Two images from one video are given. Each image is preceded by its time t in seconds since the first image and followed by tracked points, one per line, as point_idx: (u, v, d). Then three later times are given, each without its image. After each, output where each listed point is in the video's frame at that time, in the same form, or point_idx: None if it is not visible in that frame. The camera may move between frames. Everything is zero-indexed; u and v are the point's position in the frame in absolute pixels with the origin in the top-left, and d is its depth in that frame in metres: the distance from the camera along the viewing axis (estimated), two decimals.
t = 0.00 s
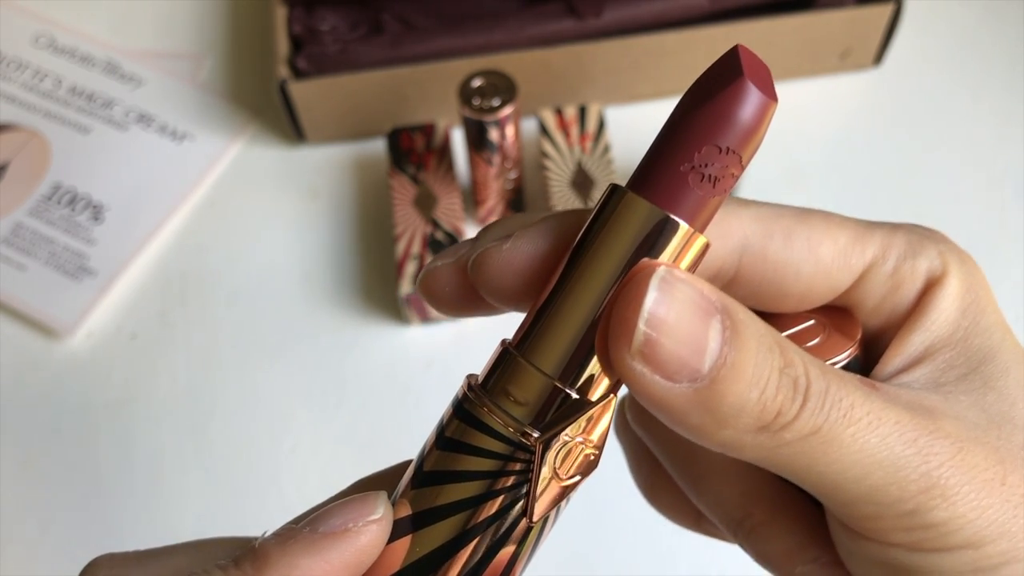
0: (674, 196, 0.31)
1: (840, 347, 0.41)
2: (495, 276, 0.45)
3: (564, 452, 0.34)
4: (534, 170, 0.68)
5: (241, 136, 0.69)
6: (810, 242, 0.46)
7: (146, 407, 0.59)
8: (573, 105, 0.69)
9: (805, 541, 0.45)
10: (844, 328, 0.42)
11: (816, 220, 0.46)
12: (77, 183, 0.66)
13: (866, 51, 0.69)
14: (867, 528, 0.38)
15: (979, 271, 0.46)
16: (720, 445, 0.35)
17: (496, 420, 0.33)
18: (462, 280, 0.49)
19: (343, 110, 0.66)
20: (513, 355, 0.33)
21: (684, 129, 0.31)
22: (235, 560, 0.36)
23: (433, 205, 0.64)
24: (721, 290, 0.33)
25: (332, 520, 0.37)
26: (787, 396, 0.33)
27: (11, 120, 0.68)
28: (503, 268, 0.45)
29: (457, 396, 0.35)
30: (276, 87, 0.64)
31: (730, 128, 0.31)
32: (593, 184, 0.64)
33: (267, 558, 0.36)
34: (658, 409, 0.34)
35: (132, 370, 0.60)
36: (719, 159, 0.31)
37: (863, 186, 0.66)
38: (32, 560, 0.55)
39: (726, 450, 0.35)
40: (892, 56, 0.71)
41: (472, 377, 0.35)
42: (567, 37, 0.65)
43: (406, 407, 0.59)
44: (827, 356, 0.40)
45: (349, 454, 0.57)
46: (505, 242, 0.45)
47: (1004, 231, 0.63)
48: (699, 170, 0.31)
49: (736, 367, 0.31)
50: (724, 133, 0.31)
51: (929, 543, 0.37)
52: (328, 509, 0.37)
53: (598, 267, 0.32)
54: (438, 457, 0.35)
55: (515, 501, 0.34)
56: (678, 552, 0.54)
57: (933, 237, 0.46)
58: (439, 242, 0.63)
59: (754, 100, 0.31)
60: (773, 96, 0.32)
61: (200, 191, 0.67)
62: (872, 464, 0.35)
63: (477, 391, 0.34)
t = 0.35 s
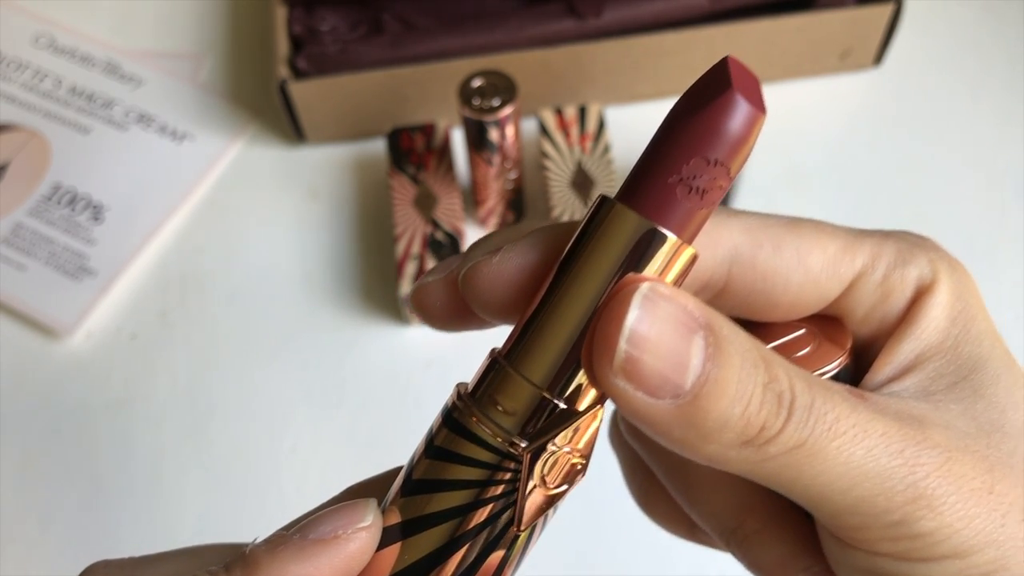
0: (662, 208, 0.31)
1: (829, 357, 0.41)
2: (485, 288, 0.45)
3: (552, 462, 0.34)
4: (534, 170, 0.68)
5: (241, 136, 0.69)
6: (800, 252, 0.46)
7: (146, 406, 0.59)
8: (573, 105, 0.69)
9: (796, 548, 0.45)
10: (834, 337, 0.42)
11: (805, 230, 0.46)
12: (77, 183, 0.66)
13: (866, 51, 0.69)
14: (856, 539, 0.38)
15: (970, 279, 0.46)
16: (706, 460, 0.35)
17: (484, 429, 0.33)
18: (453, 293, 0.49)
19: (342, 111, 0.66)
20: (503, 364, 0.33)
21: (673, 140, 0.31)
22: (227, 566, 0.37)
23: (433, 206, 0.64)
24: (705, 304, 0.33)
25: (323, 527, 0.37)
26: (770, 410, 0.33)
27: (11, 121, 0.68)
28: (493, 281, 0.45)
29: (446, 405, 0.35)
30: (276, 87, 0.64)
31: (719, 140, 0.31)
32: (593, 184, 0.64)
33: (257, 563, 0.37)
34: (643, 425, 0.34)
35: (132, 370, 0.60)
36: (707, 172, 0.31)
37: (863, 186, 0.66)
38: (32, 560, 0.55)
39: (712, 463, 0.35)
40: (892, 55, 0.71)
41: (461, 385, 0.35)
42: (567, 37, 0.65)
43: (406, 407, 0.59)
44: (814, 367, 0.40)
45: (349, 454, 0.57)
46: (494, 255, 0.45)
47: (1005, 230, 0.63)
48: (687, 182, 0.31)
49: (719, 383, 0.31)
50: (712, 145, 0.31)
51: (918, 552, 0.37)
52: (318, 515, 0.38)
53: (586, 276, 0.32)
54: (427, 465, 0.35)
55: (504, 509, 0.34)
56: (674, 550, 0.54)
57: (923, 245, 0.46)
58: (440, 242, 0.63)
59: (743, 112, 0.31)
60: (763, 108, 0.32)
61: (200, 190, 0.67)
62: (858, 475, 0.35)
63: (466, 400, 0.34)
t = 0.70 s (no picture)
0: (651, 213, 0.31)
1: (819, 358, 0.41)
2: (473, 294, 0.45)
3: (542, 462, 0.34)
4: (534, 170, 0.68)
5: (242, 136, 0.69)
6: (787, 254, 0.46)
7: (146, 407, 0.59)
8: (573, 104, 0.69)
9: (791, 548, 0.46)
10: (823, 337, 0.42)
11: (792, 232, 0.46)
12: (77, 183, 0.66)
13: (866, 51, 0.69)
14: (846, 536, 0.38)
15: (958, 279, 0.46)
16: (695, 460, 0.35)
17: (474, 430, 0.33)
18: (442, 299, 0.49)
19: (342, 110, 0.66)
20: (492, 367, 0.33)
21: (661, 145, 0.32)
22: (219, 567, 0.37)
23: (433, 206, 0.64)
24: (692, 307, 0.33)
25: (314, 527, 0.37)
26: (759, 413, 0.33)
27: (11, 121, 0.68)
28: (481, 285, 0.45)
29: (437, 406, 0.35)
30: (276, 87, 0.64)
31: (706, 145, 0.31)
32: (593, 184, 0.65)
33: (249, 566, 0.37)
34: (632, 427, 0.34)
35: (132, 370, 0.60)
36: (695, 177, 0.31)
37: (863, 186, 0.66)
38: (32, 560, 0.55)
39: (702, 464, 0.35)
40: (892, 56, 0.71)
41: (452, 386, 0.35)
42: (568, 37, 0.65)
43: (406, 407, 0.59)
44: (803, 368, 0.40)
45: (348, 454, 0.57)
46: (482, 262, 0.45)
47: (1005, 230, 0.63)
48: (675, 186, 0.31)
49: (707, 386, 0.31)
50: (700, 149, 0.31)
51: (909, 550, 0.37)
52: (311, 516, 0.38)
53: (578, 276, 0.32)
54: (417, 466, 0.35)
55: (495, 508, 0.34)
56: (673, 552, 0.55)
57: (910, 245, 0.46)
58: (440, 242, 0.63)
59: (731, 117, 0.31)
60: (749, 113, 0.32)
61: (201, 191, 0.67)
62: (846, 475, 0.35)
63: (455, 401, 0.34)
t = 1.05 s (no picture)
0: (665, 200, 0.31)
1: (833, 347, 0.41)
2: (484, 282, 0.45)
3: (555, 455, 0.34)
4: (534, 170, 0.68)
5: (241, 136, 0.69)
6: (801, 243, 0.46)
7: (146, 406, 0.59)
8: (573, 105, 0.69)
9: (803, 537, 0.46)
10: (835, 329, 0.43)
11: (807, 220, 0.46)
12: (77, 183, 0.66)
13: (866, 51, 0.69)
14: (868, 529, 0.38)
15: (971, 270, 0.46)
16: (713, 448, 0.35)
17: (486, 424, 0.33)
18: (455, 284, 0.49)
19: (343, 110, 0.66)
20: (505, 359, 0.33)
21: (675, 132, 0.32)
22: (227, 563, 0.37)
23: (433, 205, 0.64)
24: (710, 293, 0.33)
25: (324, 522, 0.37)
26: (777, 398, 0.33)
27: (11, 120, 0.68)
28: (493, 274, 0.45)
29: (449, 400, 0.35)
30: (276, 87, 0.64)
31: (722, 130, 0.31)
32: (593, 184, 0.64)
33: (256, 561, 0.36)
34: (650, 414, 0.34)
35: (133, 370, 0.60)
36: (710, 162, 0.31)
37: (863, 185, 0.66)
38: (33, 560, 0.55)
39: (719, 452, 0.35)
40: (893, 56, 0.71)
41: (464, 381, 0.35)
42: (568, 37, 0.65)
43: (408, 407, 0.59)
44: (820, 356, 0.40)
45: (349, 454, 0.57)
46: (495, 249, 0.45)
47: (1005, 230, 0.63)
48: (689, 173, 0.31)
49: (726, 369, 0.32)
50: (714, 136, 0.31)
51: (926, 541, 0.37)
52: (320, 511, 0.38)
53: (591, 265, 0.32)
54: (429, 459, 0.35)
55: (507, 502, 0.34)
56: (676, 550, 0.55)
57: (924, 236, 0.46)
58: (440, 241, 0.63)
59: (746, 103, 0.32)
60: (765, 100, 0.32)
61: (200, 190, 0.67)
62: (864, 464, 0.35)
63: (467, 395, 0.34)
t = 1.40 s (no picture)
0: (650, 216, 0.31)
1: (813, 366, 0.41)
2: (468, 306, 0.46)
3: (540, 463, 0.34)
4: (534, 170, 0.68)
5: (242, 136, 0.69)
6: (780, 262, 0.46)
7: (146, 406, 0.59)
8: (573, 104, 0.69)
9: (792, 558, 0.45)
10: (817, 347, 0.42)
11: (783, 239, 0.46)
12: (77, 183, 0.66)
13: (867, 52, 0.69)
14: (858, 547, 0.38)
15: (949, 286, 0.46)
16: (695, 472, 0.35)
17: (473, 431, 0.33)
18: (438, 313, 0.49)
19: (342, 110, 0.66)
20: (492, 367, 0.33)
21: (661, 147, 0.32)
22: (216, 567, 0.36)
23: (433, 206, 0.64)
24: (687, 319, 0.33)
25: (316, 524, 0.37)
26: (756, 424, 0.33)
27: (11, 120, 0.68)
28: (475, 297, 0.45)
29: (435, 408, 0.35)
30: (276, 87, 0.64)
31: (708, 147, 0.31)
32: (593, 184, 0.65)
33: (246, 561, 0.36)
34: (629, 439, 0.34)
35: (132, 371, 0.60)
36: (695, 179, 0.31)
37: (863, 185, 0.66)
38: (32, 560, 0.55)
39: (701, 476, 0.35)
40: (892, 56, 0.71)
41: (450, 389, 0.36)
42: (568, 37, 0.65)
43: (407, 408, 0.59)
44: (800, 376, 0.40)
45: (349, 455, 0.57)
46: (477, 272, 0.45)
47: (1004, 231, 0.63)
48: (675, 189, 0.31)
49: (702, 398, 0.32)
50: (700, 152, 0.31)
51: (911, 558, 0.37)
52: (308, 516, 0.37)
53: (577, 275, 0.32)
54: (415, 464, 0.35)
55: (493, 509, 0.34)
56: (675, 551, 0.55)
57: (902, 253, 0.46)
58: (440, 242, 0.63)
59: (730, 120, 0.32)
60: (749, 116, 0.32)
61: (200, 190, 0.67)
62: (846, 485, 0.35)
63: (453, 402, 0.34)
